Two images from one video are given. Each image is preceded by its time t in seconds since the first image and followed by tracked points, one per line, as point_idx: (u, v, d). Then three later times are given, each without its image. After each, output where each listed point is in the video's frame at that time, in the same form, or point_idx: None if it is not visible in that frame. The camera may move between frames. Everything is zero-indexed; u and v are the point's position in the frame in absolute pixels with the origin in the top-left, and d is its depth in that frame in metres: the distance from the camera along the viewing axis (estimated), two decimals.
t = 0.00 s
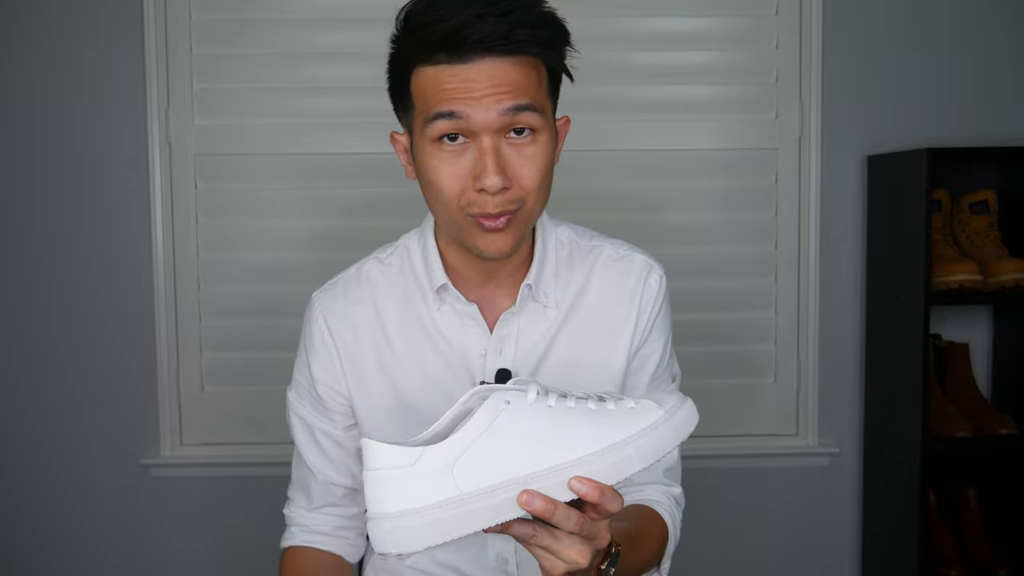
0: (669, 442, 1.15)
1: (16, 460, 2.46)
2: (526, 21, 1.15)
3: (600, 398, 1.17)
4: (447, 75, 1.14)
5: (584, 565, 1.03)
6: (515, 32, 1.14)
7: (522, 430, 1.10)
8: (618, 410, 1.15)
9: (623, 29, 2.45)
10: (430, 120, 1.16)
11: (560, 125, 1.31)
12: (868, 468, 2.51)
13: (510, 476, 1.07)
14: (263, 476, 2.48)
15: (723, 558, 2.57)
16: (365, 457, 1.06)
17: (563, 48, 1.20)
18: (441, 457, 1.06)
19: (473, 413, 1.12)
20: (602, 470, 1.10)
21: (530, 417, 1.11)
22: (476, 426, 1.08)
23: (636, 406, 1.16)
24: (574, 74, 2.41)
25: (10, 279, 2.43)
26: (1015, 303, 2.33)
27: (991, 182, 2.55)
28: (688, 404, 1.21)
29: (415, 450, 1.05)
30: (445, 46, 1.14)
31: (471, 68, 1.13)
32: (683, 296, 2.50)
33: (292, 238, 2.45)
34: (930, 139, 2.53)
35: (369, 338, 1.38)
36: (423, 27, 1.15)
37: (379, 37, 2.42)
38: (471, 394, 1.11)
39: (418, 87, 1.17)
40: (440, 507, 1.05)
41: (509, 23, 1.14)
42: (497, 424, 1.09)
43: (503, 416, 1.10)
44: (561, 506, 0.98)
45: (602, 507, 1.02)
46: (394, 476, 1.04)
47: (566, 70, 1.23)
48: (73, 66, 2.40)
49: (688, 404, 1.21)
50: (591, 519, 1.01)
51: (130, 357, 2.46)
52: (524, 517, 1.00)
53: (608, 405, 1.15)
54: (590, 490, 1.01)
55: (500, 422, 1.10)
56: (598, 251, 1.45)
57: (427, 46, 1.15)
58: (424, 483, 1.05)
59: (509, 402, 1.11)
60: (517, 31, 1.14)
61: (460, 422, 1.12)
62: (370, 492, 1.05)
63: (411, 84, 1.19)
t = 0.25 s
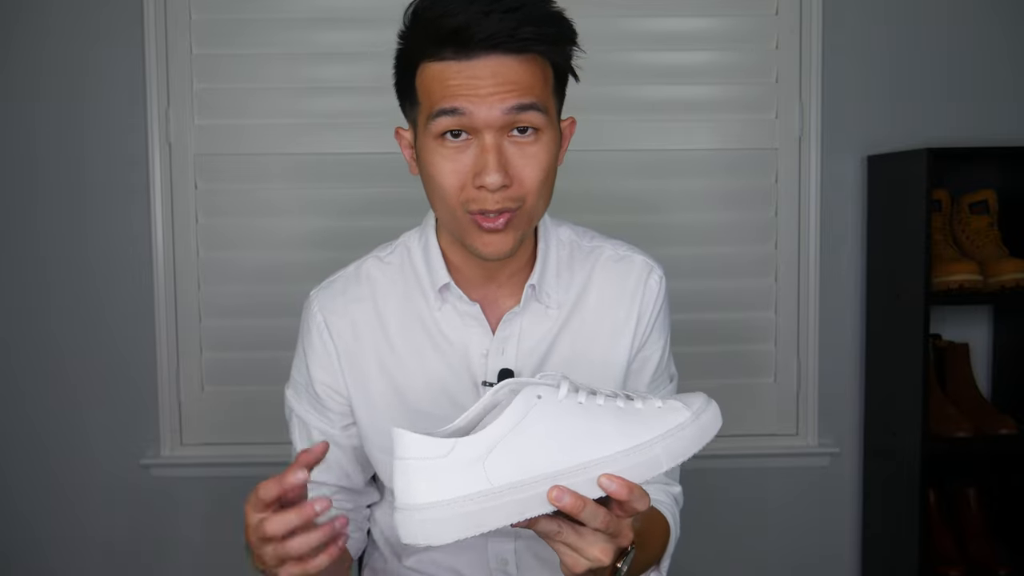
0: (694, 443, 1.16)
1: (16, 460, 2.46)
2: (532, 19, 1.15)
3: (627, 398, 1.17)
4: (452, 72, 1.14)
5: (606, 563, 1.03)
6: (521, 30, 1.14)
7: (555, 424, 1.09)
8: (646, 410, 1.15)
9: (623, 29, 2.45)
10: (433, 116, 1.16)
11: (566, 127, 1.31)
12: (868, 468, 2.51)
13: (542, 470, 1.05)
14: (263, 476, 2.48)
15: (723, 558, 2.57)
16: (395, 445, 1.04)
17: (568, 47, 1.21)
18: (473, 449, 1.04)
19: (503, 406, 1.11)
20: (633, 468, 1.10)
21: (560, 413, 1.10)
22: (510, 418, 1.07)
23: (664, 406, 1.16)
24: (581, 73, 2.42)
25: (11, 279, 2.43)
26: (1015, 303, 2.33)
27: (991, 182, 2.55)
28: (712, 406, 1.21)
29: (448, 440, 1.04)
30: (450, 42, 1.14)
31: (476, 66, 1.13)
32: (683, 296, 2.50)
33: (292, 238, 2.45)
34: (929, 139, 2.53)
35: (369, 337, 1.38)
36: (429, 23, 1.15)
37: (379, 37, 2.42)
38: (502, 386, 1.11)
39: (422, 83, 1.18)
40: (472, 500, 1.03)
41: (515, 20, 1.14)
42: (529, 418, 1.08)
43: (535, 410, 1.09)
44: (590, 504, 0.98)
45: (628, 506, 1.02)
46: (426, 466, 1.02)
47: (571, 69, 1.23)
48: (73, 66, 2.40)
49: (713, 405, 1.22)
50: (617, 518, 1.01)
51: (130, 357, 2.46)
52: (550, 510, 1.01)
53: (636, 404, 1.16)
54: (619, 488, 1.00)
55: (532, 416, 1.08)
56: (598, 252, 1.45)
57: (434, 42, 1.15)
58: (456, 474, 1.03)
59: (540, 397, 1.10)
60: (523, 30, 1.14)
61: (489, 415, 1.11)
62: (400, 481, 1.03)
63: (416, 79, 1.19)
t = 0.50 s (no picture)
0: (702, 454, 1.16)
1: (16, 460, 2.46)
2: (542, 17, 1.15)
3: (637, 404, 1.17)
4: (462, 69, 1.14)
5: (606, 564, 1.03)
6: (531, 27, 1.14)
7: (564, 427, 1.08)
8: (655, 417, 1.15)
9: (623, 29, 2.45)
10: (441, 113, 1.16)
11: (571, 129, 1.31)
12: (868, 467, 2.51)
13: (547, 472, 1.05)
14: (263, 476, 2.48)
15: (723, 558, 2.57)
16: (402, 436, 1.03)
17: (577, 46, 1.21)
18: (479, 447, 1.04)
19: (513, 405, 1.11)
20: (638, 475, 1.10)
21: (570, 415, 1.10)
22: (520, 417, 1.06)
23: (673, 415, 1.16)
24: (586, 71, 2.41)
25: (11, 279, 2.43)
26: (1015, 303, 2.33)
27: (991, 182, 2.55)
28: (723, 417, 1.21)
29: (454, 437, 1.03)
30: (459, 37, 1.14)
31: (485, 63, 1.13)
32: (683, 296, 2.50)
33: (292, 238, 2.45)
34: (929, 139, 2.53)
35: (371, 339, 1.38)
36: (439, 19, 1.15)
37: (379, 37, 2.42)
38: (514, 385, 1.11)
39: (431, 79, 1.17)
40: (469, 499, 1.02)
41: (525, 17, 1.14)
42: (539, 418, 1.08)
43: (545, 411, 1.08)
44: (593, 506, 0.98)
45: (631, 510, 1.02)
46: (430, 461, 1.01)
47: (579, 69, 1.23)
48: (73, 66, 2.40)
49: (723, 416, 1.22)
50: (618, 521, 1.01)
51: (130, 357, 2.46)
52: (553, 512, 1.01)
53: (646, 411, 1.16)
54: (623, 493, 1.00)
55: (542, 417, 1.08)
56: (598, 252, 1.45)
57: (443, 38, 1.15)
58: (458, 471, 1.02)
59: (551, 398, 1.09)
60: (533, 27, 1.15)
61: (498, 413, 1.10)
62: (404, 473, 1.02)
63: (425, 75, 1.19)
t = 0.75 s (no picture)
0: (707, 453, 1.16)
1: (16, 459, 2.46)
2: (540, 26, 1.15)
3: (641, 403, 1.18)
4: (459, 76, 1.13)
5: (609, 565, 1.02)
6: (529, 37, 1.14)
7: (569, 425, 1.09)
8: (660, 417, 1.16)
9: (623, 29, 2.45)
10: (437, 119, 1.15)
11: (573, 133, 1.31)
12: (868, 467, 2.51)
13: (551, 470, 1.05)
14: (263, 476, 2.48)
15: (723, 558, 2.57)
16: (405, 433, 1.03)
17: (576, 55, 1.20)
18: (483, 444, 1.04)
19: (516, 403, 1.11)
20: (642, 474, 1.10)
21: (574, 413, 1.10)
22: (524, 415, 1.07)
23: (678, 415, 1.17)
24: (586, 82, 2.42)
25: (11, 279, 2.43)
26: (1015, 303, 2.34)
27: (991, 182, 2.55)
28: (727, 418, 1.22)
29: (458, 434, 1.03)
30: (458, 44, 1.14)
31: (483, 71, 1.13)
32: (683, 296, 2.50)
33: (292, 238, 2.45)
34: (929, 139, 2.53)
35: (371, 336, 1.38)
36: (439, 25, 1.15)
37: (379, 37, 2.42)
38: (519, 383, 1.11)
39: (429, 84, 1.17)
40: (472, 495, 1.02)
41: (523, 26, 1.14)
42: (543, 416, 1.08)
43: (549, 409, 1.09)
44: (597, 506, 0.97)
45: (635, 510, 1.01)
46: (434, 458, 1.01)
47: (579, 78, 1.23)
48: (73, 66, 2.40)
49: (726, 417, 1.22)
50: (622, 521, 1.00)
51: (130, 357, 2.46)
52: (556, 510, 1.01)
53: (650, 411, 1.16)
54: (626, 492, 0.99)
55: (546, 414, 1.08)
56: (601, 253, 1.46)
57: (442, 44, 1.15)
58: (462, 468, 1.02)
59: (555, 396, 1.10)
60: (530, 36, 1.14)
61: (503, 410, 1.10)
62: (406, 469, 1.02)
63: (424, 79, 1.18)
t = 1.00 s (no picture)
0: (705, 454, 1.16)
1: (16, 459, 2.46)
2: (542, 39, 1.14)
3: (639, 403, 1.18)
4: (459, 86, 1.12)
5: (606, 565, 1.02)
6: (531, 50, 1.13)
7: (564, 424, 1.09)
8: (658, 417, 1.15)
9: (622, 29, 2.45)
10: (436, 128, 1.14)
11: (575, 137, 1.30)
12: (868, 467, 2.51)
13: (546, 468, 1.05)
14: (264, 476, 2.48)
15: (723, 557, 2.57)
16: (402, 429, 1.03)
17: (576, 68, 1.20)
18: (477, 442, 1.04)
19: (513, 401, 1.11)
20: (639, 473, 1.09)
21: (570, 412, 1.10)
22: (519, 412, 1.07)
23: (676, 415, 1.16)
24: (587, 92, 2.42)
25: (11, 279, 2.42)
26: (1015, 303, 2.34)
27: (991, 182, 2.55)
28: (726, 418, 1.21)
29: (453, 431, 1.03)
30: (459, 55, 1.13)
31: (483, 82, 1.12)
32: (683, 296, 2.50)
33: (292, 238, 2.45)
34: (929, 139, 2.53)
35: (373, 336, 1.38)
36: (441, 33, 1.14)
37: (378, 37, 2.42)
38: (516, 381, 1.11)
39: (428, 91, 1.16)
40: (468, 492, 1.02)
41: (525, 38, 1.13)
42: (538, 415, 1.08)
43: (544, 408, 1.08)
44: (591, 504, 0.97)
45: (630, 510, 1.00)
46: (428, 454, 1.02)
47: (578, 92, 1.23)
48: (72, 65, 2.40)
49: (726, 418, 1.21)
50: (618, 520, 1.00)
51: (129, 357, 2.46)
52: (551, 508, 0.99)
53: (648, 411, 1.16)
54: (621, 492, 0.98)
55: (542, 413, 1.08)
56: (603, 255, 1.45)
57: (443, 53, 1.14)
58: (457, 464, 1.02)
59: (551, 395, 1.10)
60: (533, 49, 1.13)
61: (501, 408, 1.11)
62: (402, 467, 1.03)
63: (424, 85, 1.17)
